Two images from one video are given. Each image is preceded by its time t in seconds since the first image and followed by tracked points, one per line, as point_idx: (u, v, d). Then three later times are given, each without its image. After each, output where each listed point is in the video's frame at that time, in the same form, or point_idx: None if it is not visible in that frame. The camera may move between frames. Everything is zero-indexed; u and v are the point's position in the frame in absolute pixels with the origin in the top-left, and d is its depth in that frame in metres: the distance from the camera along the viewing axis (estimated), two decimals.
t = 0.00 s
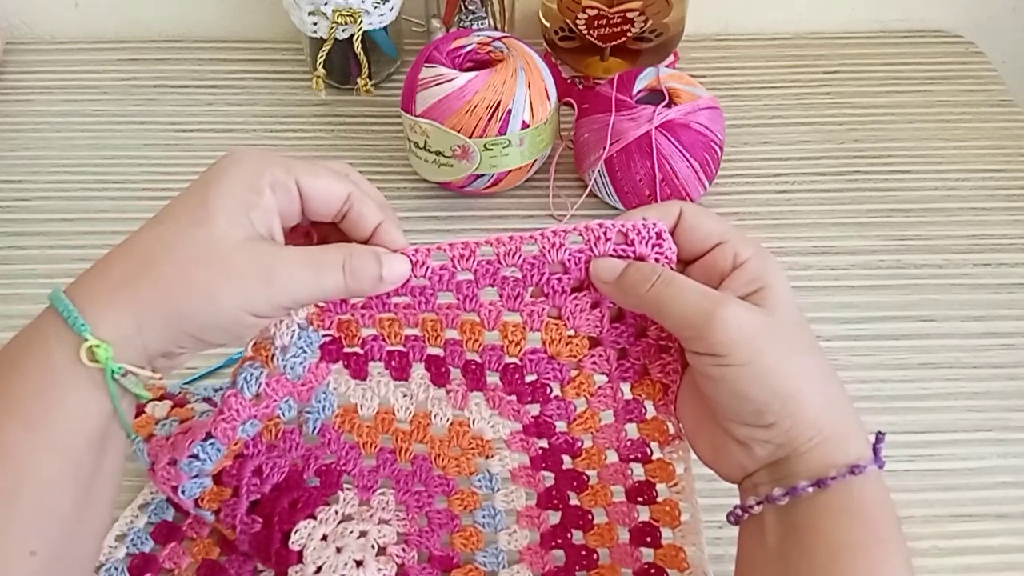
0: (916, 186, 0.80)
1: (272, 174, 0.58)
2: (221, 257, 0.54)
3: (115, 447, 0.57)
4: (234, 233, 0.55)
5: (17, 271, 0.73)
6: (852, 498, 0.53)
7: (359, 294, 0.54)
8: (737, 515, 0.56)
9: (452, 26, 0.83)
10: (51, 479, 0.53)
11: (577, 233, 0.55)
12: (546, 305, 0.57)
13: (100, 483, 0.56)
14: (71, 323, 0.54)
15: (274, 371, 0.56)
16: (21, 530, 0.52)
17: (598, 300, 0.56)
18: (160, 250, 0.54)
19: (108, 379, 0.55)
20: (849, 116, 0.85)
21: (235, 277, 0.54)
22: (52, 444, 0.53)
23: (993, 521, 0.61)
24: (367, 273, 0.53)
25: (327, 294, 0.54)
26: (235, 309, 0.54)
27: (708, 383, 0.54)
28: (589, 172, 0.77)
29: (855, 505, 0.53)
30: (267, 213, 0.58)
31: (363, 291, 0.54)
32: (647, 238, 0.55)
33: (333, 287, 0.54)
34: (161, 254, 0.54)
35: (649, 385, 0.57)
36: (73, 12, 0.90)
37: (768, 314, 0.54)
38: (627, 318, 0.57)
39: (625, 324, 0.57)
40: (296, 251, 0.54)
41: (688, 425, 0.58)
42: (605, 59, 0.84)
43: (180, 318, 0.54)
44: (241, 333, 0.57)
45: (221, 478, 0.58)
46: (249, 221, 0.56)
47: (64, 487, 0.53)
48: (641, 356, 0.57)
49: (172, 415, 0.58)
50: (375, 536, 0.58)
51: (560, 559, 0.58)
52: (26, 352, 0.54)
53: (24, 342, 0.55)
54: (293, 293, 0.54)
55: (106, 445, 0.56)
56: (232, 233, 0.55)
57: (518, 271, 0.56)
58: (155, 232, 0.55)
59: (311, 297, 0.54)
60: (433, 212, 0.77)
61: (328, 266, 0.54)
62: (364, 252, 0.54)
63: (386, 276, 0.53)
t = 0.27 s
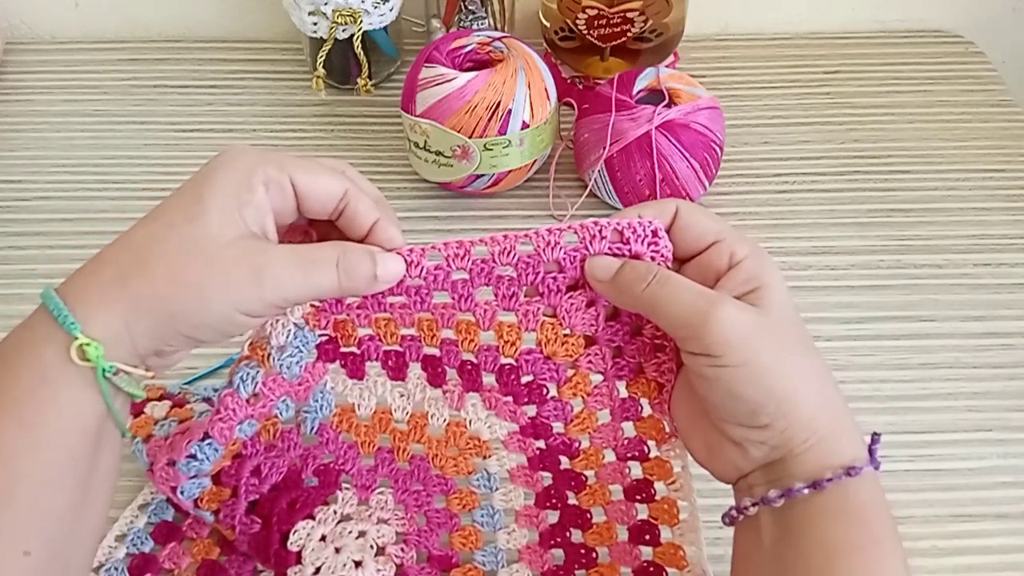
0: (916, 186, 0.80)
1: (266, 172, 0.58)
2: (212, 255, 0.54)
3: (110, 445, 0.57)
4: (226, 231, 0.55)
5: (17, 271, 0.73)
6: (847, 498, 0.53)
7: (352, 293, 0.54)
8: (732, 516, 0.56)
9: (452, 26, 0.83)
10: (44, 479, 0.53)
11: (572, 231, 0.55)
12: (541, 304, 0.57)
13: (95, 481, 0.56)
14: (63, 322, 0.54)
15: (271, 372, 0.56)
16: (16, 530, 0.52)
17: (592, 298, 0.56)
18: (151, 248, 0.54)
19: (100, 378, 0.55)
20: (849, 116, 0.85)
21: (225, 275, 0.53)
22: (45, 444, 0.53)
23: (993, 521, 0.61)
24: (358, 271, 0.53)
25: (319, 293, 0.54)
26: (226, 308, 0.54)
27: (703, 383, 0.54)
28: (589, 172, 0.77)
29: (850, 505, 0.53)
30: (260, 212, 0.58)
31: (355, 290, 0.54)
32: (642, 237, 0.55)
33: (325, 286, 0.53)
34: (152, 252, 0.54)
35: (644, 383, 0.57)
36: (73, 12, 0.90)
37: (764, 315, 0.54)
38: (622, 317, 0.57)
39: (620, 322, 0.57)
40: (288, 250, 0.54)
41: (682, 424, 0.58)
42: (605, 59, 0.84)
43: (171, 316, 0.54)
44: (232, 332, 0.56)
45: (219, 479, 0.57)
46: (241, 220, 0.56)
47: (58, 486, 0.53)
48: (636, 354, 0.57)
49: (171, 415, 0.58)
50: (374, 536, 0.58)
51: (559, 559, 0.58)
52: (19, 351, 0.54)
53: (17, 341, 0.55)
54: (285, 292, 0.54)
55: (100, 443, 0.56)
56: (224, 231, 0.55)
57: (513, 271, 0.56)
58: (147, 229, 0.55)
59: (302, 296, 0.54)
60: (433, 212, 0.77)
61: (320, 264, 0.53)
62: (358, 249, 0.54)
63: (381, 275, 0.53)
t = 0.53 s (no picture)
0: (916, 186, 0.80)
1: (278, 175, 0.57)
2: (224, 261, 0.53)
3: (117, 450, 0.56)
4: (238, 237, 0.54)
5: (18, 271, 0.73)
6: (840, 498, 0.53)
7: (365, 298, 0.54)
8: (727, 517, 0.57)
9: (452, 26, 0.83)
10: (52, 487, 0.53)
11: (565, 233, 0.55)
12: (535, 307, 0.57)
13: (101, 486, 0.55)
14: (72, 331, 0.53)
15: (271, 372, 0.57)
16: (22, 538, 0.52)
17: (587, 300, 0.57)
18: (164, 252, 0.53)
19: (109, 386, 0.54)
20: (849, 116, 0.85)
21: (239, 281, 0.53)
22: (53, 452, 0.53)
23: (993, 522, 0.61)
24: (374, 280, 0.53)
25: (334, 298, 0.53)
26: (239, 315, 0.53)
27: (697, 385, 0.54)
28: (589, 172, 0.77)
29: (843, 505, 0.53)
30: (272, 215, 0.57)
31: (369, 294, 0.53)
32: (635, 237, 0.55)
33: (338, 292, 0.53)
34: (164, 259, 0.53)
35: (639, 384, 0.57)
36: (73, 12, 0.90)
37: (758, 315, 0.54)
38: (616, 318, 0.57)
39: (614, 323, 0.57)
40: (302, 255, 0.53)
41: (676, 425, 0.58)
42: (605, 59, 0.84)
43: (183, 324, 0.53)
44: (245, 339, 0.55)
45: (218, 481, 0.57)
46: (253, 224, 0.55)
47: (65, 494, 0.53)
48: (631, 355, 0.57)
49: (171, 416, 0.58)
50: (373, 537, 0.58)
51: (558, 560, 0.57)
52: (25, 358, 0.53)
53: (23, 346, 0.54)
54: (299, 298, 0.53)
55: (107, 449, 0.55)
56: (235, 236, 0.54)
57: (507, 273, 0.56)
58: (160, 233, 0.54)
59: (317, 302, 0.53)
60: (433, 212, 0.78)
61: (333, 269, 0.53)
62: (371, 254, 0.53)
63: (397, 280, 0.53)
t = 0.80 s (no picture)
0: (916, 186, 0.80)
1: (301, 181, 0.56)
2: (254, 274, 0.52)
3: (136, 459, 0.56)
4: (266, 247, 0.53)
5: (18, 271, 0.73)
6: (828, 499, 0.53)
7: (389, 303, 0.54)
8: (715, 520, 0.56)
9: (452, 26, 0.83)
10: (74, 503, 0.52)
11: (546, 236, 0.56)
12: (518, 315, 0.57)
13: (118, 495, 0.55)
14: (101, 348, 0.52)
15: (278, 367, 0.57)
16: (45, 551, 0.51)
17: (569, 304, 0.57)
18: (189, 269, 0.52)
19: (137, 403, 0.53)
20: (849, 116, 0.85)
21: (268, 295, 0.52)
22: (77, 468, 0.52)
23: (993, 522, 0.61)
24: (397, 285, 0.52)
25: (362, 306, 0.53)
26: (270, 327, 0.52)
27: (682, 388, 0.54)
28: (589, 172, 0.77)
29: (831, 505, 0.53)
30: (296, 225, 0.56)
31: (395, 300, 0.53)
32: (616, 239, 0.56)
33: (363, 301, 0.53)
34: (193, 273, 0.52)
35: (625, 386, 0.57)
36: (73, 12, 0.90)
37: (742, 317, 0.54)
38: (601, 321, 0.57)
39: (598, 326, 0.57)
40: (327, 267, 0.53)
41: (663, 428, 0.58)
42: (605, 59, 0.84)
43: (214, 339, 0.52)
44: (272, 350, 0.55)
45: (218, 482, 0.57)
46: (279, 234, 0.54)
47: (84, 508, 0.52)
48: (616, 357, 0.57)
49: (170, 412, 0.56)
50: (372, 540, 0.58)
51: (557, 561, 0.57)
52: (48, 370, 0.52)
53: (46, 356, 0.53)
54: (325, 309, 0.52)
55: (128, 462, 0.55)
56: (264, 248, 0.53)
57: (490, 278, 0.56)
58: (183, 248, 0.52)
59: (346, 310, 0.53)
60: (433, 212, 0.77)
61: (361, 278, 0.53)
62: (393, 259, 0.53)
63: (419, 285, 0.53)
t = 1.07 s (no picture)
0: (916, 186, 0.80)
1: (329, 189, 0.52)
2: (283, 294, 0.48)
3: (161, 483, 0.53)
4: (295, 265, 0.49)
5: (18, 271, 0.73)
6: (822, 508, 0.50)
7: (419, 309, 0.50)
8: (708, 523, 0.53)
9: (452, 26, 0.83)
10: (98, 529, 0.49)
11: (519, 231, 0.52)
12: (497, 311, 0.54)
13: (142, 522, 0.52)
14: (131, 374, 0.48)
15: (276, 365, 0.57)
16: None
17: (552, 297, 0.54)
18: (215, 289, 0.48)
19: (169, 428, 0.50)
20: (849, 116, 0.85)
21: (296, 311, 0.48)
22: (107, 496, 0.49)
23: (993, 521, 0.61)
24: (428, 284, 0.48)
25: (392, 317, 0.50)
26: (302, 347, 0.49)
27: (655, 394, 0.52)
28: (589, 172, 0.77)
29: (826, 514, 0.49)
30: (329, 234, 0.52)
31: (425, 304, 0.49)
32: (593, 237, 0.52)
33: (396, 310, 0.49)
34: (220, 295, 0.48)
35: (617, 377, 0.55)
36: (73, 12, 0.90)
37: (721, 318, 0.51)
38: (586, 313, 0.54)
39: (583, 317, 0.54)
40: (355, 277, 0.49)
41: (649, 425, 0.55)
42: (605, 59, 0.84)
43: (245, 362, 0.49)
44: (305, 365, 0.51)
45: (217, 481, 0.57)
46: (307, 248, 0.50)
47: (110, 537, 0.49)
48: (605, 348, 0.55)
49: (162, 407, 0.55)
50: (372, 538, 0.58)
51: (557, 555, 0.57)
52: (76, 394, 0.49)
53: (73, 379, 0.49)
54: (359, 322, 0.49)
55: (155, 489, 0.52)
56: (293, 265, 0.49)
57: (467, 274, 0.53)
58: (209, 268, 0.49)
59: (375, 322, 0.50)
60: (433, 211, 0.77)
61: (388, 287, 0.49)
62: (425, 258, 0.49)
63: (454, 287, 0.49)
